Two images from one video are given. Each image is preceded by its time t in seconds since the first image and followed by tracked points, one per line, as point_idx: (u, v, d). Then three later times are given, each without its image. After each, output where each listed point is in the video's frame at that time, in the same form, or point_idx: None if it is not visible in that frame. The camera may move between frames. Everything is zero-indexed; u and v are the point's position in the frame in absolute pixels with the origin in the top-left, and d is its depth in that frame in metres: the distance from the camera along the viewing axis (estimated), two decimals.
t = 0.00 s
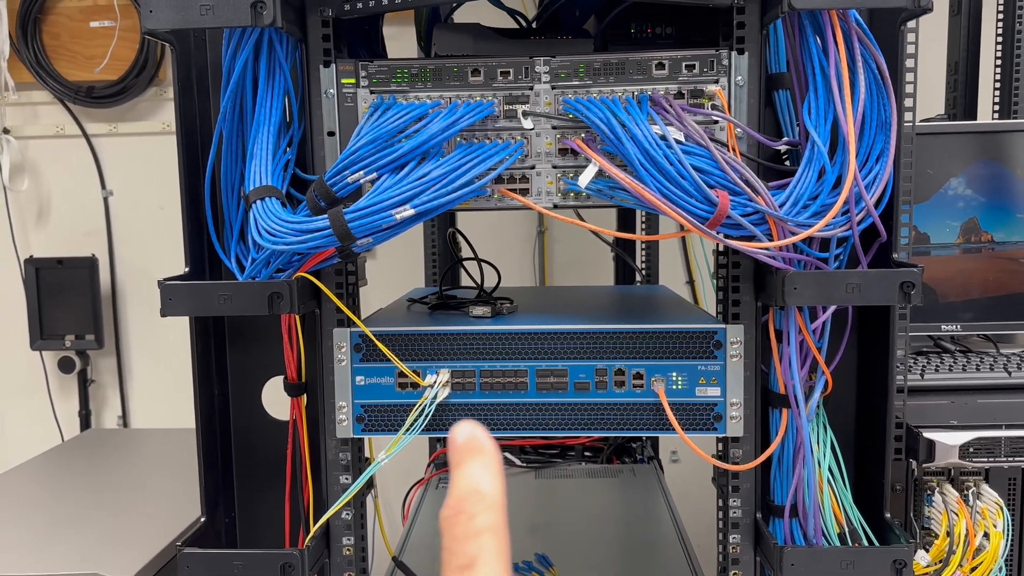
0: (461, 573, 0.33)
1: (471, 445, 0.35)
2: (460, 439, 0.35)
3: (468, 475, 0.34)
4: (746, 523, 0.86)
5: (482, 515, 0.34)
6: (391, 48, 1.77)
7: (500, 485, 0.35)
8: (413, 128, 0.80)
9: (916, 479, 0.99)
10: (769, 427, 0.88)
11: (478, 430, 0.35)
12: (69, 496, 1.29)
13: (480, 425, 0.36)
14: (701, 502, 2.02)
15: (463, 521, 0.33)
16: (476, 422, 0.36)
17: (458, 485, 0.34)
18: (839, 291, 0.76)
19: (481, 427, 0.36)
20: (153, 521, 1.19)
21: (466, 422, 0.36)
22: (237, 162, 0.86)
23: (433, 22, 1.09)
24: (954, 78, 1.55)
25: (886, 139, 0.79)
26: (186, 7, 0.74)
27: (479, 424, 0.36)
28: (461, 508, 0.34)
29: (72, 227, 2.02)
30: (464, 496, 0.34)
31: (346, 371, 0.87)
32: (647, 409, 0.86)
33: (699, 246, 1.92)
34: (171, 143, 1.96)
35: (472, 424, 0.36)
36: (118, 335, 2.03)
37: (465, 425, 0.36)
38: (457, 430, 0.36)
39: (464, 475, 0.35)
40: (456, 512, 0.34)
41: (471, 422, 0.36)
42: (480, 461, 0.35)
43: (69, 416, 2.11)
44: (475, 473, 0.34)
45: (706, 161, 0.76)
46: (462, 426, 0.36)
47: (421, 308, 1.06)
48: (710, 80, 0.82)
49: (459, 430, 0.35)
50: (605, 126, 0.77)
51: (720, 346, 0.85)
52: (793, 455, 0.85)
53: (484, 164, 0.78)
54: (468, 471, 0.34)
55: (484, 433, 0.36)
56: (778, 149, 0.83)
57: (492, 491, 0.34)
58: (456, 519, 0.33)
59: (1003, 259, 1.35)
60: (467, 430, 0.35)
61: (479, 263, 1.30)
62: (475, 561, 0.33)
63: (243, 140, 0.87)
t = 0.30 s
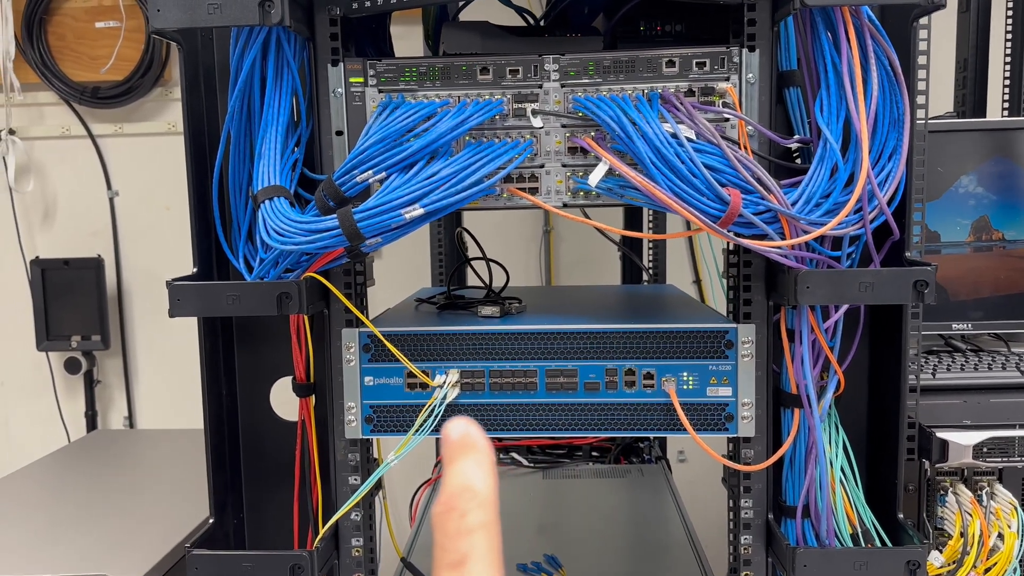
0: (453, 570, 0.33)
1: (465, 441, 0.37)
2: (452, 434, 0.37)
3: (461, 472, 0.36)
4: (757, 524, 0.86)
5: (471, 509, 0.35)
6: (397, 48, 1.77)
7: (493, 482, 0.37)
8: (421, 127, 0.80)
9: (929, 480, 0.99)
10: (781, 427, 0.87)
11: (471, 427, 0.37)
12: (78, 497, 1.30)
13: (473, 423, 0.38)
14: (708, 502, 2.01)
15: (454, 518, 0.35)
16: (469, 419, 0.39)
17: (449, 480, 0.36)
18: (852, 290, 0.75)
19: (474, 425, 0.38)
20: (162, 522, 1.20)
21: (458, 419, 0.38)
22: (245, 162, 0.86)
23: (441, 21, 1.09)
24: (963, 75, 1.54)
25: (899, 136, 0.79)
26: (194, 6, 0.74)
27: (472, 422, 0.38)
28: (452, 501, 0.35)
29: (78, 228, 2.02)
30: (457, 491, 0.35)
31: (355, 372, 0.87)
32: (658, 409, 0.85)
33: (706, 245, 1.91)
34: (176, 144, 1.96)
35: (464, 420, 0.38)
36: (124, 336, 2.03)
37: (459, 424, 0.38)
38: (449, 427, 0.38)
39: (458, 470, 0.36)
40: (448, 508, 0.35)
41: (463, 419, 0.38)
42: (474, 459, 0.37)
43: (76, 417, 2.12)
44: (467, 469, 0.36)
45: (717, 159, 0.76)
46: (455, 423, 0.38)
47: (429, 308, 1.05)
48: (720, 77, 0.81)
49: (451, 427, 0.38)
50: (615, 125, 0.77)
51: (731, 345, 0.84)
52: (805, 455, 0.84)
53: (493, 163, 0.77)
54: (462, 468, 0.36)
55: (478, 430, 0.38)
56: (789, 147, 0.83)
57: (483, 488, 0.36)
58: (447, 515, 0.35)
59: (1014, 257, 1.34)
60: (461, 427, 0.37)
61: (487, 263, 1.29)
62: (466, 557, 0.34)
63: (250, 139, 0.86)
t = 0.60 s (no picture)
0: None
1: (454, 448, 0.28)
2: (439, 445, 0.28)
3: (449, 479, 0.27)
4: (769, 524, 0.85)
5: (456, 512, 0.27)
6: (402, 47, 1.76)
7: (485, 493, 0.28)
8: (431, 126, 0.79)
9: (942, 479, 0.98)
10: (793, 427, 0.87)
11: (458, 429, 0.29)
12: (84, 499, 1.29)
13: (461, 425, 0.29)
14: (714, 501, 2.01)
15: (441, 526, 0.27)
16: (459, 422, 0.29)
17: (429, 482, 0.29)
18: (865, 288, 0.74)
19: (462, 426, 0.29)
20: (169, 523, 1.19)
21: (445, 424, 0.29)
22: (253, 161, 0.85)
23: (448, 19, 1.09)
24: (971, 72, 1.53)
25: (912, 133, 0.78)
26: (202, 5, 0.73)
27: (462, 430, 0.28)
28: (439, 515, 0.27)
29: (82, 228, 2.02)
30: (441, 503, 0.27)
31: (364, 372, 0.86)
32: (669, 409, 0.85)
33: (711, 244, 1.91)
34: (180, 144, 1.95)
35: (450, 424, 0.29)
36: (129, 336, 2.03)
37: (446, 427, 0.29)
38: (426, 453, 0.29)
39: (446, 480, 0.28)
40: (435, 516, 0.27)
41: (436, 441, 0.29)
42: (463, 466, 0.28)
43: (80, 418, 2.12)
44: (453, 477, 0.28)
45: (730, 157, 0.75)
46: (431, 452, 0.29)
47: (437, 308, 1.05)
48: (732, 74, 0.81)
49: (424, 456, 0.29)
50: (626, 122, 0.76)
51: (743, 344, 0.84)
52: (818, 454, 0.84)
53: (503, 162, 0.77)
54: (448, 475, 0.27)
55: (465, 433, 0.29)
56: (800, 144, 0.82)
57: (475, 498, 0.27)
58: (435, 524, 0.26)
59: None
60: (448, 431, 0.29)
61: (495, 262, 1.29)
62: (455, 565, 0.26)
63: (259, 139, 0.86)
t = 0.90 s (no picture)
0: None
1: (469, 442, 0.29)
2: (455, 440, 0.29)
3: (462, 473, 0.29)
4: (779, 523, 0.85)
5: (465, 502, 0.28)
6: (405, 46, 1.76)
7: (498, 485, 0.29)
8: (439, 124, 0.79)
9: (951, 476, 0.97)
10: (803, 426, 0.86)
11: (474, 424, 0.30)
12: (89, 500, 1.29)
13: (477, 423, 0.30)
14: (719, 499, 2.01)
15: (454, 520, 0.27)
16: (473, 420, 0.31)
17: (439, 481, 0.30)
18: (877, 285, 0.74)
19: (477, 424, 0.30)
20: (174, 524, 1.19)
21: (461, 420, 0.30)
22: (260, 161, 0.85)
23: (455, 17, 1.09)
24: (976, 70, 1.52)
25: (923, 130, 0.77)
26: (208, 3, 0.73)
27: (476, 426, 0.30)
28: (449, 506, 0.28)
29: (84, 229, 2.02)
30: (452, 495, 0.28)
31: (372, 371, 0.86)
32: (678, 407, 0.84)
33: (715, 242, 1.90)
34: (182, 144, 1.95)
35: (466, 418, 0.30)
36: (131, 337, 2.03)
37: (462, 424, 0.31)
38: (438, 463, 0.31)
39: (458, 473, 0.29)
40: (447, 511, 0.28)
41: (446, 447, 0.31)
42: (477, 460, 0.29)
43: (83, 418, 2.11)
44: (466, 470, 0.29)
45: (740, 154, 0.74)
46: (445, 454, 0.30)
47: (443, 308, 1.04)
48: (741, 71, 0.80)
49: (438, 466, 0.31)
50: (636, 120, 0.76)
51: (753, 343, 0.83)
52: (828, 454, 0.83)
53: (512, 160, 0.76)
54: (462, 469, 0.29)
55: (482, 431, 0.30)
56: (810, 141, 0.82)
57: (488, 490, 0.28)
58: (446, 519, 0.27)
59: None
60: (465, 426, 0.30)
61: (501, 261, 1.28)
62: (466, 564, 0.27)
63: (265, 138, 0.85)
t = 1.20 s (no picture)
0: None
1: (550, 448, 0.34)
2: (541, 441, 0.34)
3: (537, 482, 0.34)
4: (789, 522, 0.85)
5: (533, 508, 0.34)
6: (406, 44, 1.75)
7: (567, 494, 0.34)
8: (446, 123, 0.78)
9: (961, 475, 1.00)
10: (812, 425, 0.86)
11: (558, 434, 0.34)
12: (91, 502, 1.28)
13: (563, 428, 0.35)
14: (722, 497, 2.00)
15: (522, 525, 0.34)
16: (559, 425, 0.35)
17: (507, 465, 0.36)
18: (888, 284, 0.73)
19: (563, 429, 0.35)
20: (177, 526, 1.18)
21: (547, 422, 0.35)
22: (265, 160, 0.84)
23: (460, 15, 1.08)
24: (979, 68, 1.52)
25: (933, 128, 0.77)
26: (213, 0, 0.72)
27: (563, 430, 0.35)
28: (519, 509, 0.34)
29: (84, 229, 2.01)
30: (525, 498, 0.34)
31: (379, 372, 0.85)
32: (688, 407, 0.84)
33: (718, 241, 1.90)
34: (182, 143, 1.94)
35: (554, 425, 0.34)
36: (132, 337, 2.02)
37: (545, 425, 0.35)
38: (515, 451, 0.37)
39: (533, 478, 0.34)
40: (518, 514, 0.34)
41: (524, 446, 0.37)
42: (552, 470, 0.34)
43: (84, 419, 2.10)
44: (543, 478, 0.34)
45: (751, 152, 0.74)
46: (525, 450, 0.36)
47: (449, 308, 1.04)
48: (750, 69, 0.80)
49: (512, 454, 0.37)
50: (645, 118, 0.75)
51: (762, 342, 0.83)
52: (838, 453, 0.83)
53: (520, 158, 0.76)
54: (537, 477, 0.34)
55: (564, 436, 0.35)
56: (819, 139, 0.81)
57: (556, 500, 0.34)
58: (515, 522, 0.34)
59: None
60: (547, 432, 0.34)
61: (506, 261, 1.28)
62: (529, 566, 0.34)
63: (271, 137, 0.85)
